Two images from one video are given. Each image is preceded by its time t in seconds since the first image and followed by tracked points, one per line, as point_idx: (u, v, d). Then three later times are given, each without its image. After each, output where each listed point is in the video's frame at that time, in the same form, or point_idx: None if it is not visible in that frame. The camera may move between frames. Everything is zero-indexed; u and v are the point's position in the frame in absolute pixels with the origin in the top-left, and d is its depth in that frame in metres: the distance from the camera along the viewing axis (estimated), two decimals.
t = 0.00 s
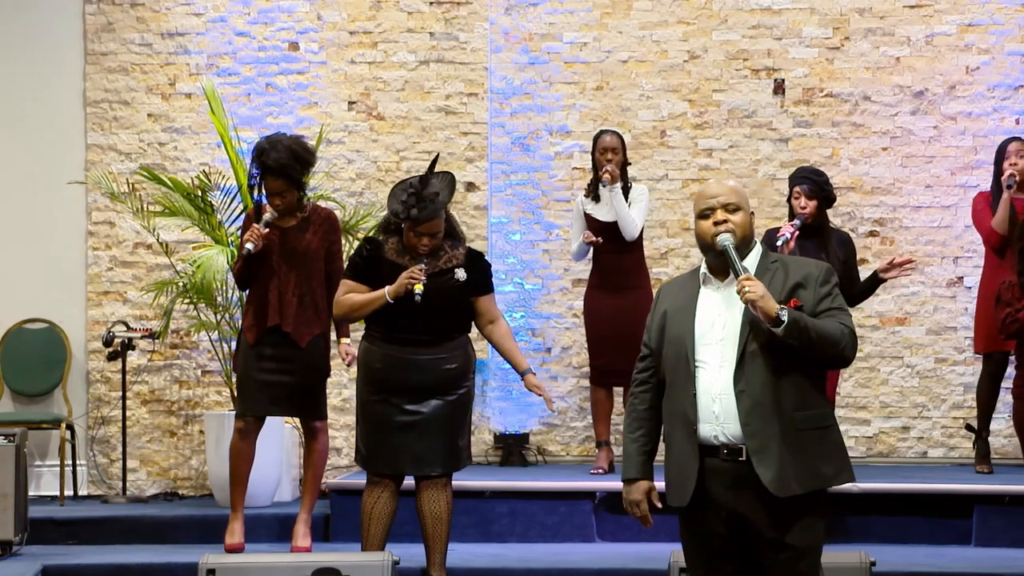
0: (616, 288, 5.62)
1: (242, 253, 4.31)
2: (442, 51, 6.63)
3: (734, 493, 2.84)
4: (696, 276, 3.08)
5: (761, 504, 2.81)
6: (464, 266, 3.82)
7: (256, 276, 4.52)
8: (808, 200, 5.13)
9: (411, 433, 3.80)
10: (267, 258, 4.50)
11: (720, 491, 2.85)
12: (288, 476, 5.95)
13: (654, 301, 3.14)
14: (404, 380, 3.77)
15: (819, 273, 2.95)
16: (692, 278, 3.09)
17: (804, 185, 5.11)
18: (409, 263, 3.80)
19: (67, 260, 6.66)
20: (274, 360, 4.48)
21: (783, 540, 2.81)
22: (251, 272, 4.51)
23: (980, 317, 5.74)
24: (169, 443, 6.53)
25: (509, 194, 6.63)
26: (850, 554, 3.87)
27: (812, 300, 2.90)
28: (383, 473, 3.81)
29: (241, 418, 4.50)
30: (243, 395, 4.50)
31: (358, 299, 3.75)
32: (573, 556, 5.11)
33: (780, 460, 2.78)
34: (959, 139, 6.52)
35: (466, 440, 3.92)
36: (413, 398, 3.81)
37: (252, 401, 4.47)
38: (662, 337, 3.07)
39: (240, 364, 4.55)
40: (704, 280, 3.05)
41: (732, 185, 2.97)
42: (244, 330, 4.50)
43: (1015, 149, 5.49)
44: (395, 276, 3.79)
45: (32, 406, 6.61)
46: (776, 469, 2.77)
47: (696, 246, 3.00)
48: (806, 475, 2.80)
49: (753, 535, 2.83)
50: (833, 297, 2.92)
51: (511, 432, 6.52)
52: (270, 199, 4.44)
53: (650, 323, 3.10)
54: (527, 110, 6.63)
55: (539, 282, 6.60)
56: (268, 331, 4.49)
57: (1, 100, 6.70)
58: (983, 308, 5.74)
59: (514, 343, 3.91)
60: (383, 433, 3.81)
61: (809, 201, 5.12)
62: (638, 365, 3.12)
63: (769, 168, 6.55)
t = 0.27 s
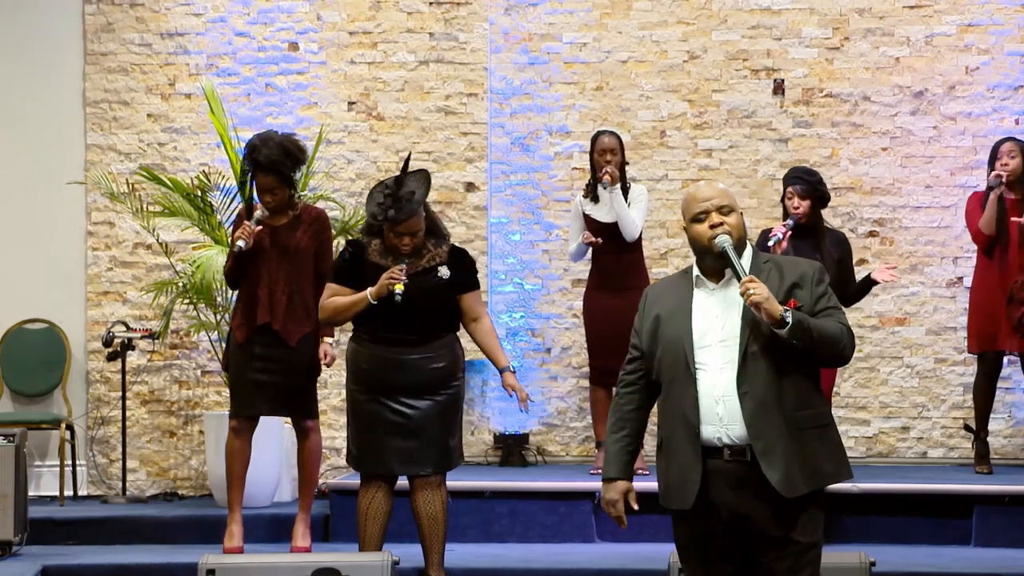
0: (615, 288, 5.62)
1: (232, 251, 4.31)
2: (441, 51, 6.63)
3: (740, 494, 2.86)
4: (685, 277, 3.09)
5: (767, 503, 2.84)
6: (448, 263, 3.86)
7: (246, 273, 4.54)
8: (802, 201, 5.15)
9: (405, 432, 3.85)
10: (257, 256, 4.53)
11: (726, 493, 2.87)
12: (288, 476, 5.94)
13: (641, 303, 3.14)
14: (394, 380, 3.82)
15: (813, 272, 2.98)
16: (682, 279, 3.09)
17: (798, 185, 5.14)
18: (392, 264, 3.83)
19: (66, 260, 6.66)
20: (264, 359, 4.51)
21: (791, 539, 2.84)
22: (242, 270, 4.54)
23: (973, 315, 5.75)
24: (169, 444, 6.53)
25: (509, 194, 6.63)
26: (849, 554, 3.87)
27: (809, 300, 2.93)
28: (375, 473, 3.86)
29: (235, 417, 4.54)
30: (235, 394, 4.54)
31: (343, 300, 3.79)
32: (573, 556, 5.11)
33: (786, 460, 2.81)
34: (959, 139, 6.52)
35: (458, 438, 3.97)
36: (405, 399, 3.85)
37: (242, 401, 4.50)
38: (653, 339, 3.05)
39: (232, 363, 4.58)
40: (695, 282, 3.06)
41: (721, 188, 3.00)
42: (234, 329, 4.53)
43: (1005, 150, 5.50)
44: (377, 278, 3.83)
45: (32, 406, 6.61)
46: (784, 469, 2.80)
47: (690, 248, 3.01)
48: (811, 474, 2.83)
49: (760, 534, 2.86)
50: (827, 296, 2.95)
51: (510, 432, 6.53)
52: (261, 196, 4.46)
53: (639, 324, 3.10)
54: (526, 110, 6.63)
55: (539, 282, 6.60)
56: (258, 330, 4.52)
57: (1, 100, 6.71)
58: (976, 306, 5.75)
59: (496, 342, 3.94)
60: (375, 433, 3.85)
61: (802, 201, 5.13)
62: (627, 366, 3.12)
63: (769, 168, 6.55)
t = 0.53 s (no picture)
0: (616, 288, 5.61)
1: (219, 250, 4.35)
2: (441, 51, 6.64)
3: (743, 494, 2.87)
4: (683, 277, 3.10)
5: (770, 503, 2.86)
6: (429, 262, 3.89)
7: (232, 273, 4.57)
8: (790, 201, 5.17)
9: (393, 433, 3.89)
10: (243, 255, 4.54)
11: (730, 491, 2.88)
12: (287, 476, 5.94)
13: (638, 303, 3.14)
14: (377, 380, 3.86)
15: (812, 271, 3.01)
16: (680, 277, 3.11)
17: (787, 185, 5.15)
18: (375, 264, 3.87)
19: (66, 260, 6.66)
20: (249, 358, 4.54)
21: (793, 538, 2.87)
22: (228, 270, 4.57)
23: (965, 317, 5.73)
24: (168, 444, 6.53)
25: (508, 194, 6.63)
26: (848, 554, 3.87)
27: (810, 299, 2.96)
28: (365, 475, 3.90)
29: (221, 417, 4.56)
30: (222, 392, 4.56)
31: (325, 301, 3.85)
32: (572, 556, 5.12)
33: (790, 460, 2.83)
34: (958, 139, 6.52)
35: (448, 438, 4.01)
36: (390, 398, 3.88)
37: (227, 399, 4.53)
38: (652, 339, 3.06)
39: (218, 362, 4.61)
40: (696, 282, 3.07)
41: (722, 188, 3.00)
42: (218, 328, 4.56)
43: (1000, 150, 5.53)
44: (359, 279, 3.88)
45: (31, 406, 6.61)
46: (788, 469, 2.82)
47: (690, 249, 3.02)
48: (813, 472, 2.85)
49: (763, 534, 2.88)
50: (827, 296, 2.98)
51: (510, 432, 6.53)
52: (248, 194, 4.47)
53: (635, 323, 3.11)
54: (525, 110, 6.62)
55: (538, 282, 6.60)
56: (242, 329, 4.54)
57: (1, 100, 6.70)
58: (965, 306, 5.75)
59: (476, 340, 3.96)
60: (365, 432, 3.89)
61: (792, 201, 5.15)
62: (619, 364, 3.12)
63: (768, 168, 6.55)
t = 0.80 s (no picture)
0: (620, 288, 5.62)
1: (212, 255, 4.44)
2: (441, 51, 6.63)
3: (745, 488, 2.93)
4: (701, 276, 3.18)
5: (768, 498, 2.92)
6: (411, 261, 3.88)
7: (221, 276, 4.62)
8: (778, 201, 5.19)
9: (383, 433, 3.90)
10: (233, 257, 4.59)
11: (732, 487, 2.94)
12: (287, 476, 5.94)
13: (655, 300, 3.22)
14: (364, 380, 3.87)
15: (826, 272, 3.07)
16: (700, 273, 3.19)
17: (776, 185, 5.17)
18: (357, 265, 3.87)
19: (67, 261, 6.66)
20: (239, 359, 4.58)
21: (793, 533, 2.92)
22: (218, 273, 4.62)
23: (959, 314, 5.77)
24: (168, 444, 6.53)
25: (507, 194, 6.64)
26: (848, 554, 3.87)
27: (820, 299, 3.03)
28: (355, 475, 3.92)
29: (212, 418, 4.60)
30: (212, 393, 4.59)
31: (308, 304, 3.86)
32: (572, 556, 5.12)
33: (789, 456, 2.88)
34: (958, 139, 6.52)
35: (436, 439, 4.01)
36: (378, 398, 3.90)
37: (219, 399, 4.57)
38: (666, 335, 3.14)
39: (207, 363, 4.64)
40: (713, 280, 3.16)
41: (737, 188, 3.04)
42: (207, 330, 4.62)
43: (999, 150, 5.53)
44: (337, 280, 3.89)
45: (31, 406, 6.60)
46: (786, 465, 2.87)
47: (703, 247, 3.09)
48: (814, 472, 2.90)
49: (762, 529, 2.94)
50: (839, 296, 3.05)
51: (509, 432, 6.53)
52: (239, 196, 4.52)
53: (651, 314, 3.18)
54: (525, 110, 6.63)
55: (538, 282, 6.61)
56: (233, 331, 4.59)
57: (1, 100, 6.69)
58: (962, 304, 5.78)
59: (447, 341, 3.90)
60: (355, 432, 3.91)
61: (779, 201, 5.17)
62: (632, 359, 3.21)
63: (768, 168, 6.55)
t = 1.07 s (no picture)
0: (623, 289, 5.61)
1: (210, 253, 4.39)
2: (440, 51, 6.61)
3: (758, 485, 2.96)
4: (734, 276, 3.22)
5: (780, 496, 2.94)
6: (402, 260, 3.90)
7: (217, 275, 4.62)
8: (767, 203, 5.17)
9: (377, 433, 3.89)
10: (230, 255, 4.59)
11: (745, 485, 2.98)
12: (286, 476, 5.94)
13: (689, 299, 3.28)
14: (353, 380, 3.88)
15: (852, 277, 3.09)
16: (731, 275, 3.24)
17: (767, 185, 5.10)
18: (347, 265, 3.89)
19: (66, 261, 6.65)
20: (239, 359, 4.59)
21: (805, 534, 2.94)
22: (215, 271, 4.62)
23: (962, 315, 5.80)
24: (167, 444, 6.53)
25: (506, 194, 6.65)
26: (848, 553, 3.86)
27: (843, 302, 3.04)
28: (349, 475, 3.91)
29: (212, 421, 4.59)
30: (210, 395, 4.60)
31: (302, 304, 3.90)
32: (572, 556, 5.13)
33: (800, 454, 2.90)
34: (957, 139, 6.53)
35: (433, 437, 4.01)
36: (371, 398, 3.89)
37: (219, 400, 4.57)
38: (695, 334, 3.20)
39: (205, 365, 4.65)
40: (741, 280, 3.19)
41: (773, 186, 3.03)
42: (206, 330, 4.62)
43: (1003, 150, 5.57)
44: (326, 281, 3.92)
45: (30, 406, 6.60)
46: (797, 463, 2.89)
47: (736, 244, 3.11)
48: (827, 474, 2.91)
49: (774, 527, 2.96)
50: (864, 300, 3.06)
51: (508, 431, 6.53)
52: (237, 195, 4.53)
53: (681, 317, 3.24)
54: (524, 110, 6.64)
55: (537, 282, 6.62)
56: (232, 330, 4.60)
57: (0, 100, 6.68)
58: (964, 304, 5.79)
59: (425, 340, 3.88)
60: (350, 433, 3.90)
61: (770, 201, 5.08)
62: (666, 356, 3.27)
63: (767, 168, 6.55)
